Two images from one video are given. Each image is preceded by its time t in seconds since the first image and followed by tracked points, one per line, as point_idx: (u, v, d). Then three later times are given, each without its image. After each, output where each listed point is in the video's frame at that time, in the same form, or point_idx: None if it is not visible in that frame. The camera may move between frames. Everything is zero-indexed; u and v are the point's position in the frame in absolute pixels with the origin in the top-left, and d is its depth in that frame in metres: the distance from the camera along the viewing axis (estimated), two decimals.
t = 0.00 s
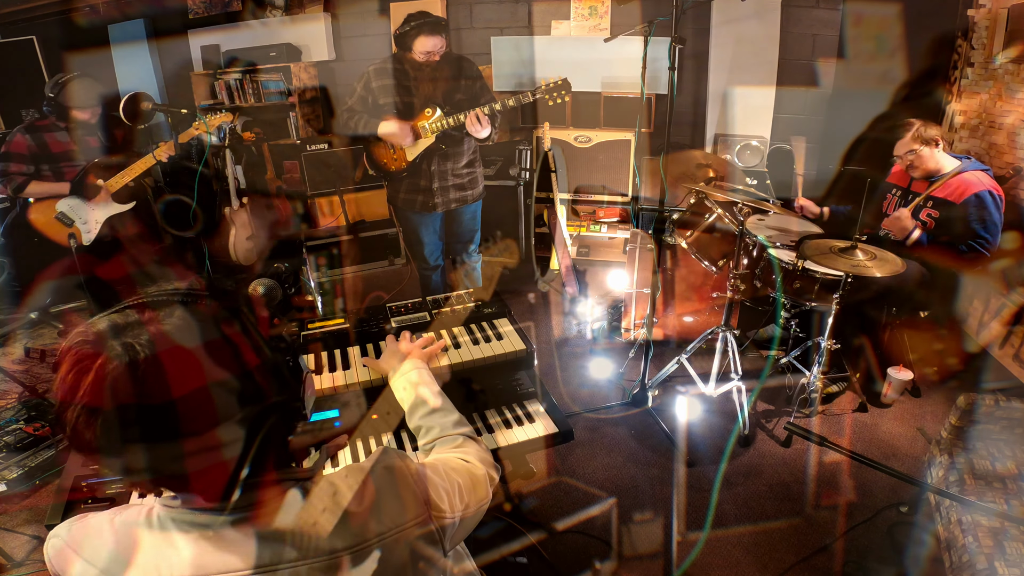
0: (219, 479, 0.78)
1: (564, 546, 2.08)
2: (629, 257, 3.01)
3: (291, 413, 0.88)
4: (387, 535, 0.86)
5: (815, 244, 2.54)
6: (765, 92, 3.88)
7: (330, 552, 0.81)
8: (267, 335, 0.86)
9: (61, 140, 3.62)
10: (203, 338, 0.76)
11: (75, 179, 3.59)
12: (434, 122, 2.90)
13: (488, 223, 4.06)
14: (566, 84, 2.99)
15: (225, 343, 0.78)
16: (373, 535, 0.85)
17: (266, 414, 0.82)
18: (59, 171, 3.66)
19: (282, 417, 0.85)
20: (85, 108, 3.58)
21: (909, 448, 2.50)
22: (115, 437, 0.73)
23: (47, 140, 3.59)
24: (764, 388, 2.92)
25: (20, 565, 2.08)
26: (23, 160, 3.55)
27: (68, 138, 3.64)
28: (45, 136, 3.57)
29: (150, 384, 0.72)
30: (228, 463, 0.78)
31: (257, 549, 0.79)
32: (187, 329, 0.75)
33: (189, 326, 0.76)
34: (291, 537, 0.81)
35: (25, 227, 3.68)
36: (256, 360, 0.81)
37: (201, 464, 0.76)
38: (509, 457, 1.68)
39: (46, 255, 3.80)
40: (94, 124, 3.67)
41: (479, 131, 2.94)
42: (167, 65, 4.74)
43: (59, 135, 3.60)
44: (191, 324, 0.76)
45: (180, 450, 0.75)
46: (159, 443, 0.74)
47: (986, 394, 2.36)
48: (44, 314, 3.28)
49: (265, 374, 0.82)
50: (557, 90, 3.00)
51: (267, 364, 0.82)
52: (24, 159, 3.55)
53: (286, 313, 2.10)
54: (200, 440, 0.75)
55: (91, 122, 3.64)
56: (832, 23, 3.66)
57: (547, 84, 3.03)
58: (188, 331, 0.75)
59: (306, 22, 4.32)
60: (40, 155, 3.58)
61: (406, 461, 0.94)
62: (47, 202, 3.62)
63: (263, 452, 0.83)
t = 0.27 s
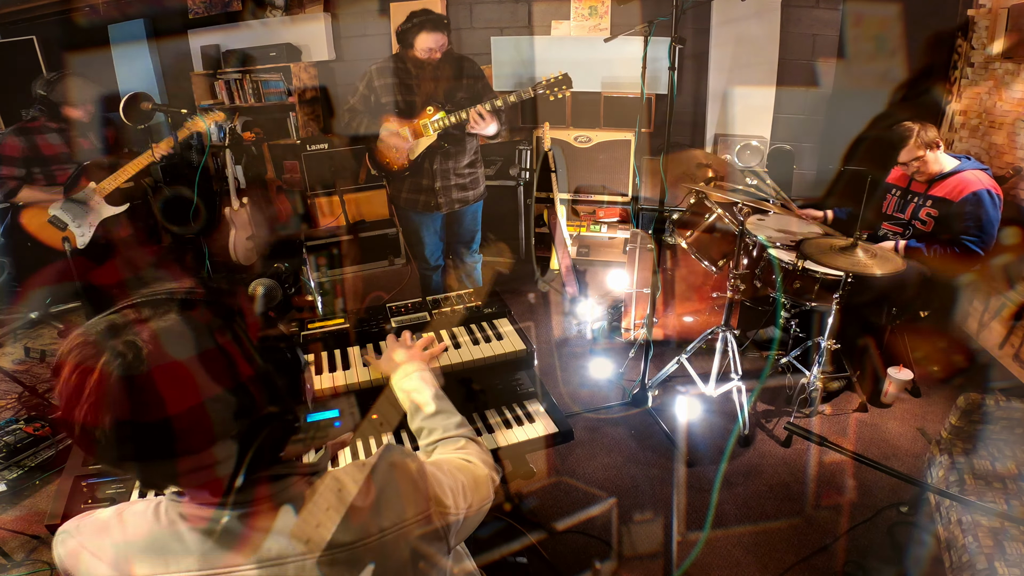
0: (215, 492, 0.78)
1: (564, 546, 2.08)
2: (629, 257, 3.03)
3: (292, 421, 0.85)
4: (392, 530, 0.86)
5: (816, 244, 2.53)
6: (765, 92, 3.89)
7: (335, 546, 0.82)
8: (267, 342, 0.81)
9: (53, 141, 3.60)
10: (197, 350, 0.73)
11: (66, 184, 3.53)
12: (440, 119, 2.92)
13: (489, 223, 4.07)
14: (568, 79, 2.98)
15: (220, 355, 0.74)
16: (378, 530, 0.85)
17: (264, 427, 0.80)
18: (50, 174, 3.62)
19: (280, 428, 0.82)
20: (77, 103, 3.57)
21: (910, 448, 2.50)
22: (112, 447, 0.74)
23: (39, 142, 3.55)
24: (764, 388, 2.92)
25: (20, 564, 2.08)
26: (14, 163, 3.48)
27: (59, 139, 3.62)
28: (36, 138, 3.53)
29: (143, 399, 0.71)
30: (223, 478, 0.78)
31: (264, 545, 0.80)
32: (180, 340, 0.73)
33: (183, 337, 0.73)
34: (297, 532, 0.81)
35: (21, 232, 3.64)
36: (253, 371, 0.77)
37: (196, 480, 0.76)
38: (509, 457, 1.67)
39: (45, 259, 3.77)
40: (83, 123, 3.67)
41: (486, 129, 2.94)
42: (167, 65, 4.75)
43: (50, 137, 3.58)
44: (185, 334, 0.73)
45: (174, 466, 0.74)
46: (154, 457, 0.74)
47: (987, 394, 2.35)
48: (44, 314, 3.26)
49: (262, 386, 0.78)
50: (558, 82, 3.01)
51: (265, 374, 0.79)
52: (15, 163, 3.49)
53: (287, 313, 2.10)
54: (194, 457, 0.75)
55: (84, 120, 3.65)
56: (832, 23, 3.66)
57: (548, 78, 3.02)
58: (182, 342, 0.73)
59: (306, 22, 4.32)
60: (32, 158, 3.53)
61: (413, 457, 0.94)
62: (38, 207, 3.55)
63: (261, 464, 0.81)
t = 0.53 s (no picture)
0: (219, 495, 0.79)
1: (564, 546, 2.08)
2: (629, 257, 3.03)
3: (289, 422, 0.84)
4: (393, 530, 0.86)
5: (816, 244, 2.53)
6: (765, 92, 3.87)
7: (337, 545, 0.83)
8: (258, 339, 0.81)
9: (45, 143, 3.66)
10: (186, 353, 0.73)
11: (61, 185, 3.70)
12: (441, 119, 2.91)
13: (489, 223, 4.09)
14: (569, 82, 2.98)
15: (210, 356, 0.74)
16: (379, 530, 0.85)
17: (261, 427, 0.80)
18: (45, 177, 3.68)
19: (277, 428, 0.82)
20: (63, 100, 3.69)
21: (910, 448, 2.50)
22: (115, 456, 0.74)
23: (31, 144, 3.60)
24: (764, 388, 2.92)
25: (20, 564, 2.09)
26: (11, 166, 3.50)
27: (52, 140, 3.70)
28: (29, 140, 3.58)
29: (138, 404, 0.71)
30: (225, 480, 0.78)
31: (266, 545, 0.81)
32: (169, 343, 0.72)
33: (171, 340, 0.72)
34: (299, 530, 0.82)
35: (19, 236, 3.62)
36: (244, 372, 0.77)
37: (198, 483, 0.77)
38: (509, 457, 1.67)
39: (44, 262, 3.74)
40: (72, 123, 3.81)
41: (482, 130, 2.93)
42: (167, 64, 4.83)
43: (43, 137, 3.64)
44: (173, 337, 0.73)
45: (176, 471, 0.75)
46: (155, 463, 0.74)
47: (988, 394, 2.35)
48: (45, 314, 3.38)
49: (256, 386, 0.78)
50: (559, 86, 3.00)
51: (257, 374, 0.78)
52: (11, 165, 3.51)
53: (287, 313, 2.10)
54: (195, 460, 0.75)
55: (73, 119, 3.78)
56: (832, 23, 3.66)
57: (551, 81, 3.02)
58: (170, 345, 0.72)
59: (306, 22, 4.30)
60: (26, 160, 3.58)
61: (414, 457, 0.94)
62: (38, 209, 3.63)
63: (262, 465, 0.80)
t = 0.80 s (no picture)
0: (216, 504, 0.78)
1: (564, 547, 2.08)
2: (629, 257, 3.05)
3: (281, 435, 0.84)
4: (392, 534, 0.86)
5: (816, 244, 2.53)
6: (765, 92, 3.87)
7: (336, 551, 0.82)
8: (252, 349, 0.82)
9: (43, 145, 3.63)
10: (184, 362, 0.72)
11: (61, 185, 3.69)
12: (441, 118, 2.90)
13: (489, 224, 4.10)
14: (568, 76, 2.96)
15: (207, 365, 0.74)
16: (378, 535, 0.85)
17: (256, 436, 0.80)
18: (42, 177, 3.66)
19: (270, 437, 0.82)
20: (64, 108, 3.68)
21: (910, 448, 2.50)
22: (109, 465, 0.73)
23: (28, 146, 3.57)
24: (764, 388, 2.92)
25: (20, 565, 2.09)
26: (8, 167, 3.48)
27: (48, 142, 3.67)
28: (26, 142, 3.56)
29: (135, 413, 0.70)
30: (221, 490, 0.78)
31: (265, 551, 0.81)
32: (165, 351, 0.72)
33: (168, 348, 0.72)
34: (297, 537, 0.82)
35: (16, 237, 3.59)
36: (240, 382, 0.77)
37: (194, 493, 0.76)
38: (509, 457, 1.67)
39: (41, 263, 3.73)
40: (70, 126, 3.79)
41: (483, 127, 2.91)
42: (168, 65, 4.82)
43: (40, 140, 3.61)
44: (170, 346, 0.72)
45: (173, 482, 0.74)
46: (150, 473, 0.73)
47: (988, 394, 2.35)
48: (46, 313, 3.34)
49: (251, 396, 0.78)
50: (558, 81, 2.99)
51: (252, 384, 0.79)
52: (8, 166, 3.49)
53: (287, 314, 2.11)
54: (191, 470, 0.74)
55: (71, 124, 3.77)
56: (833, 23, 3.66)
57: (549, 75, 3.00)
58: (166, 354, 0.72)
59: (306, 22, 4.31)
60: (23, 162, 3.56)
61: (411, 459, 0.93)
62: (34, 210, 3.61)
63: (256, 474, 0.81)
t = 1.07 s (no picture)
0: (219, 505, 0.78)
1: (564, 547, 2.08)
2: (629, 257, 3.07)
3: (285, 441, 0.84)
4: (393, 539, 0.85)
5: (815, 244, 2.53)
6: (765, 92, 3.88)
7: (337, 557, 0.82)
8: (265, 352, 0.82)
9: (49, 145, 3.70)
10: (200, 365, 0.72)
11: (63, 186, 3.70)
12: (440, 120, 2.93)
13: (489, 224, 4.11)
14: (566, 81, 2.97)
15: (225, 369, 0.74)
16: (379, 539, 0.85)
17: (264, 440, 0.80)
18: (45, 178, 3.72)
19: (276, 441, 0.83)
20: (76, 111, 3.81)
21: (909, 448, 2.50)
22: (115, 464, 0.73)
23: (35, 145, 3.64)
24: (764, 388, 2.92)
25: (19, 565, 2.08)
26: (12, 165, 3.55)
27: (54, 142, 3.73)
28: (33, 141, 3.62)
29: (147, 413, 0.70)
30: (227, 492, 0.78)
31: (264, 555, 0.81)
32: (182, 353, 0.72)
33: (184, 351, 0.72)
34: (297, 544, 0.81)
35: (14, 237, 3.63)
36: (253, 386, 0.77)
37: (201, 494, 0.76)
38: (510, 457, 1.66)
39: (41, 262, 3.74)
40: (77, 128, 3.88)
41: (481, 128, 2.94)
42: (167, 66, 4.86)
43: (47, 139, 3.68)
44: (186, 348, 0.72)
45: (181, 483, 0.74)
46: (158, 474, 0.73)
47: (988, 394, 2.35)
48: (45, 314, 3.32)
49: (262, 399, 0.79)
50: (558, 86, 2.99)
51: (264, 387, 0.79)
52: (13, 165, 3.56)
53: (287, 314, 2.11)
54: (200, 472, 0.74)
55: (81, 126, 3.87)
56: (832, 23, 3.67)
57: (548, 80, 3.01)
58: (181, 356, 0.72)
59: (306, 22, 4.32)
60: (28, 162, 3.63)
61: (411, 463, 0.93)
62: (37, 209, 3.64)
63: (263, 477, 0.81)
